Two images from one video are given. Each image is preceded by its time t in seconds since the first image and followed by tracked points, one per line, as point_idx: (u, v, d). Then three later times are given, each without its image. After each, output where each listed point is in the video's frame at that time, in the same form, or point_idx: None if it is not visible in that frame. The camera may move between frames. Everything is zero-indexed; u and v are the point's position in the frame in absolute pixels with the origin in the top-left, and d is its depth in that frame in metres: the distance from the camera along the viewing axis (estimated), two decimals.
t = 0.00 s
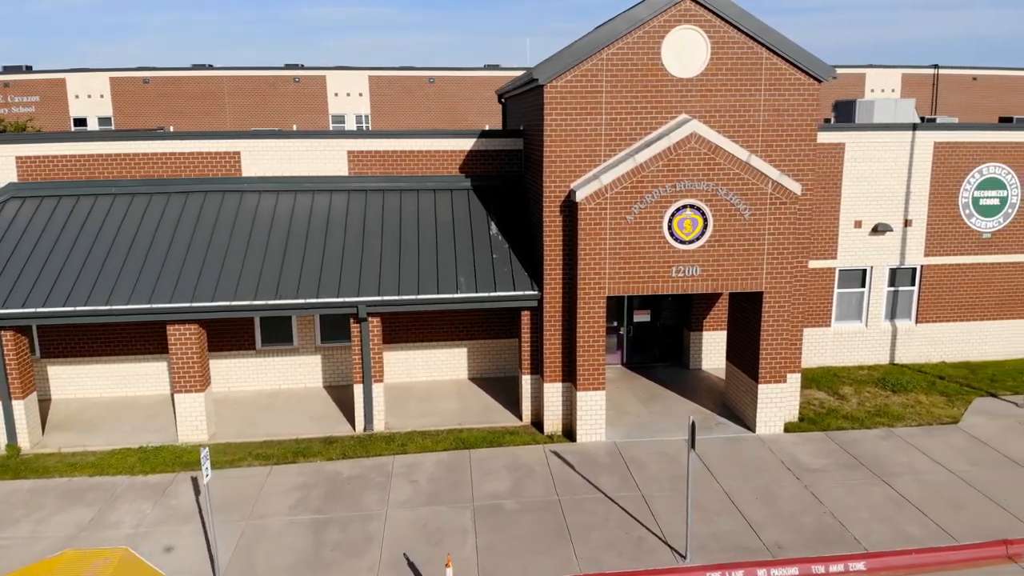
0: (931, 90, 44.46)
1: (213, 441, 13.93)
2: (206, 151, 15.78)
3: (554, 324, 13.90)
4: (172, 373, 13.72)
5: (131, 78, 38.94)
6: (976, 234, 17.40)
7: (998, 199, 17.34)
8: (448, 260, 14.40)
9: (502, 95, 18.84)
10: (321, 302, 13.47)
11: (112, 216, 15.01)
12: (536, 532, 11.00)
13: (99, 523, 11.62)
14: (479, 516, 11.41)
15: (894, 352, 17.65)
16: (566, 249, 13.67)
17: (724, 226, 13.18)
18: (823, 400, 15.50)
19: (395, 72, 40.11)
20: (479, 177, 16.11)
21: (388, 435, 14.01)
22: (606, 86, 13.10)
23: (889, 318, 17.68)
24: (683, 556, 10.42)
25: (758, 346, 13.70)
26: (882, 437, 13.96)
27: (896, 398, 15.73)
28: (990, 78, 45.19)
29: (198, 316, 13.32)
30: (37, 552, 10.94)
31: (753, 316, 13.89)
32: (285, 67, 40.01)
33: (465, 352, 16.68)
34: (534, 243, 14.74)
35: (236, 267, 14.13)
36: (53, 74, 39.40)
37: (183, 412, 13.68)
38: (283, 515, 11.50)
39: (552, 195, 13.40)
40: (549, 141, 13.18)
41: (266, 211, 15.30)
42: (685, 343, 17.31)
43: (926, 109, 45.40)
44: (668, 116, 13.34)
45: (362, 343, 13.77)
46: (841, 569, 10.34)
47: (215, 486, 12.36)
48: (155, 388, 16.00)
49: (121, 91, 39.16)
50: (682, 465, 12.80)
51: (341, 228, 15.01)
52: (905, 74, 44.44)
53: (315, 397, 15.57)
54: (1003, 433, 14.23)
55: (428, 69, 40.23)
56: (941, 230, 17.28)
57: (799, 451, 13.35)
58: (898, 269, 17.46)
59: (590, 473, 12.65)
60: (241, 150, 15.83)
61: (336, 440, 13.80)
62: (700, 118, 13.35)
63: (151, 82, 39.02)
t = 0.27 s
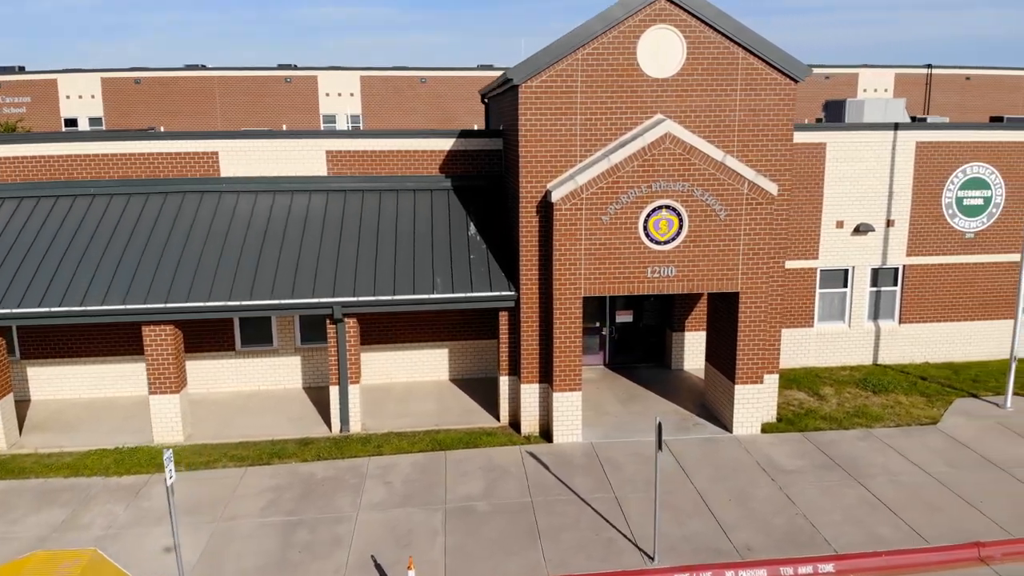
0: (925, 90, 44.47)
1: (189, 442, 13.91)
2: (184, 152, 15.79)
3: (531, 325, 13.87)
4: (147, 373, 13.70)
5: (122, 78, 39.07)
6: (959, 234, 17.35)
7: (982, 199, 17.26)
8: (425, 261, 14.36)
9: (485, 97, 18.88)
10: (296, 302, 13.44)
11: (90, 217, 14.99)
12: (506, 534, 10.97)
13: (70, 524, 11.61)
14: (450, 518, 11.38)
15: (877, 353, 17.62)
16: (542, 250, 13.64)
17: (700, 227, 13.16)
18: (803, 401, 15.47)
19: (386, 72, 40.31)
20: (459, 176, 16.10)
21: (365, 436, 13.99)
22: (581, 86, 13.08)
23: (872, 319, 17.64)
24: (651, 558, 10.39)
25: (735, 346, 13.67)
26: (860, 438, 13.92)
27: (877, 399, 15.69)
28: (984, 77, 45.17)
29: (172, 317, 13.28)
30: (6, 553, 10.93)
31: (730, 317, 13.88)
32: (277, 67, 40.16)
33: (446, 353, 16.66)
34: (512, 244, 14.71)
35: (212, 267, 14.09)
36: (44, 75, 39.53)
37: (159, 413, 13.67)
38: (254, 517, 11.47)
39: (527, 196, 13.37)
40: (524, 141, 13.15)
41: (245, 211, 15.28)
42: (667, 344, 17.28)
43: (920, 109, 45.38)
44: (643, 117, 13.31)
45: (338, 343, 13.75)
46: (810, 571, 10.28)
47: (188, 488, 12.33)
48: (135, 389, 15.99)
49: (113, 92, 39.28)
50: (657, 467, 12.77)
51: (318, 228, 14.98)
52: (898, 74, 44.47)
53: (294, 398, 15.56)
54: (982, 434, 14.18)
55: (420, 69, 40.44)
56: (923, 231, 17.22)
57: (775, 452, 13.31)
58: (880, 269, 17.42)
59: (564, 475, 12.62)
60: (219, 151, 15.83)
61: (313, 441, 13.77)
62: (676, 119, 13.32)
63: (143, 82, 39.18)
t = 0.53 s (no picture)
0: (918, 90, 44.51)
1: (164, 443, 13.88)
2: (162, 152, 15.77)
3: (507, 326, 13.84)
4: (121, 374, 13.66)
5: (113, 79, 39.11)
6: (942, 234, 17.29)
7: (964, 199, 17.21)
8: (401, 262, 14.31)
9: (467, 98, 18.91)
10: (271, 303, 13.39)
11: (66, 218, 14.95)
12: (475, 536, 10.92)
13: (40, 525, 11.56)
14: (420, 520, 11.33)
15: (859, 354, 17.58)
16: (518, 251, 13.60)
17: (675, 228, 13.13)
18: (782, 402, 15.43)
19: (377, 72, 40.53)
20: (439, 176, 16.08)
21: (341, 438, 13.95)
22: (555, 87, 13.03)
23: (854, 319, 17.60)
24: (619, 560, 10.34)
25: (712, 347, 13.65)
26: (837, 439, 13.88)
27: (857, 399, 15.65)
28: (977, 77, 45.20)
29: (146, 318, 13.23)
30: None
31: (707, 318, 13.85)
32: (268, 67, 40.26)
33: (426, 354, 16.62)
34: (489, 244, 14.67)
35: (187, 268, 14.05)
36: (35, 76, 39.58)
37: (133, 414, 13.64)
38: (224, 519, 11.42)
39: (502, 196, 13.33)
40: (499, 141, 13.10)
41: (222, 212, 15.25)
42: (649, 344, 17.25)
43: (913, 109, 45.38)
44: (619, 117, 13.28)
45: (313, 344, 13.72)
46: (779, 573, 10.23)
47: (160, 489, 12.28)
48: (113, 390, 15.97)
49: (104, 92, 39.33)
50: (631, 468, 12.72)
51: (295, 229, 14.95)
52: (890, 74, 44.53)
53: (272, 399, 15.54)
54: (961, 435, 14.14)
55: (412, 69, 40.71)
56: (905, 231, 17.17)
57: (751, 453, 13.27)
58: (862, 270, 17.38)
59: (538, 476, 12.58)
60: (196, 151, 15.81)
61: (288, 443, 13.73)
62: (651, 119, 13.29)
63: (134, 83, 39.23)
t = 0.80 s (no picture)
0: (910, 90, 44.53)
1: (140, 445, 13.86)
2: (140, 153, 15.76)
3: (483, 327, 13.80)
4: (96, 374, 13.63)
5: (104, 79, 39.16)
6: (925, 235, 17.22)
7: (947, 200, 17.13)
8: (377, 263, 14.27)
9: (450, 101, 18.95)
10: (245, 305, 13.34)
11: (43, 218, 14.93)
12: (445, 539, 10.89)
13: (11, 526, 11.54)
14: (391, 522, 11.30)
15: (842, 355, 17.53)
16: (494, 252, 13.57)
17: (650, 229, 13.09)
18: (762, 403, 15.40)
19: (368, 71, 40.68)
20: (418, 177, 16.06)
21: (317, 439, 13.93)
22: (530, 87, 12.99)
23: (836, 320, 17.56)
24: (587, 562, 10.31)
25: (688, 348, 13.61)
26: (814, 441, 13.84)
27: (836, 401, 15.61)
28: (970, 77, 45.23)
29: (119, 320, 13.19)
30: None
31: (683, 319, 13.82)
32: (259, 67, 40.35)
33: (406, 355, 16.60)
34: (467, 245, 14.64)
35: (163, 269, 14.02)
36: (27, 76, 39.62)
37: (108, 415, 13.62)
38: (194, 520, 11.40)
39: (477, 197, 13.30)
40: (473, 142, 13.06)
41: (200, 212, 15.22)
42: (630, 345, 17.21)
43: (905, 109, 45.37)
44: (594, 117, 13.24)
45: (289, 345, 13.69)
46: None
47: (132, 491, 12.25)
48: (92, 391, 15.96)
49: (95, 93, 39.38)
50: (605, 470, 12.69)
51: (273, 229, 14.92)
52: (882, 74, 44.55)
53: (251, 400, 15.53)
54: (939, 436, 14.10)
55: (403, 69, 40.85)
56: (887, 231, 17.13)
57: (727, 454, 13.23)
58: (844, 270, 17.34)
59: (512, 478, 12.54)
60: (175, 152, 15.81)
61: (263, 445, 13.71)
62: (626, 119, 13.25)
63: (124, 83, 39.26)
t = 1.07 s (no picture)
0: (902, 90, 44.58)
1: (115, 446, 13.84)
2: (118, 154, 15.74)
3: (460, 328, 13.77)
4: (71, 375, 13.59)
5: (96, 79, 39.19)
6: (907, 235, 17.18)
7: (929, 200, 17.06)
8: (353, 263, 14.24)
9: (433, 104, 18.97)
10: (219, 306, 13.31)
11: (20, 219, 14.91)
12: (414, 541, 10.86)
13: None
14: (361, 524, 11.27)
15: (824, 355, 17.49)
16: (470, 252, 13.54)
17: (625, 229, 13.06)
18: (741, 404, 15.37)
19: (359, 71, 40.89)
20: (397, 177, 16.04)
21: (293, 440, 13.90)
22: (505, 88, 12.96)
23: (818, 320, 17.53)
24: (555, 564, 10.28)
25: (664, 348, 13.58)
26: (791, 442, 13.81)
27: (816, 401, 15.58)
28: (961, 77, 45.30)
29: (94, 320, 13.16)
30: None
31: (660, 319, 13.79)
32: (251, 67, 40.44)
33: (386, 356, 16.58)
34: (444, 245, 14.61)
35: (138, 269, 13.99)
36: (19, 77, 39.66)
37: (83, 416, 13.59)
38: (164, 522, 11.39)
39: (452, 197, 13.27)
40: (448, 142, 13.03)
41: (178, 213, 15.20)
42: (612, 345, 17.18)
43: (897, 109, 45.45)
44: (569, 117, 13.21)
45: (264, 346, 13.67)
46: None
47: (104, 492, 12.24)
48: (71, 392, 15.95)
49: (87, 93, 39.41)
50: (579, 472, 12.66)
51: (250, 230, 14.89)
52: (874, 74, 44.61)
53: (229, 401, 15.52)
54: (916, 437, 14.06)
55: (395, 69, 41.04)
56: (869, 232, 17.09)
57: (703, 456, 13.20)
58: (826, 271, 17.32)
59: (485, 479, 12.51)
60: (153, 152, 15.79)
61: (239, 446, 13.70)
62: (602, 119, 13.22)
63: (116, 83, 39.29)
